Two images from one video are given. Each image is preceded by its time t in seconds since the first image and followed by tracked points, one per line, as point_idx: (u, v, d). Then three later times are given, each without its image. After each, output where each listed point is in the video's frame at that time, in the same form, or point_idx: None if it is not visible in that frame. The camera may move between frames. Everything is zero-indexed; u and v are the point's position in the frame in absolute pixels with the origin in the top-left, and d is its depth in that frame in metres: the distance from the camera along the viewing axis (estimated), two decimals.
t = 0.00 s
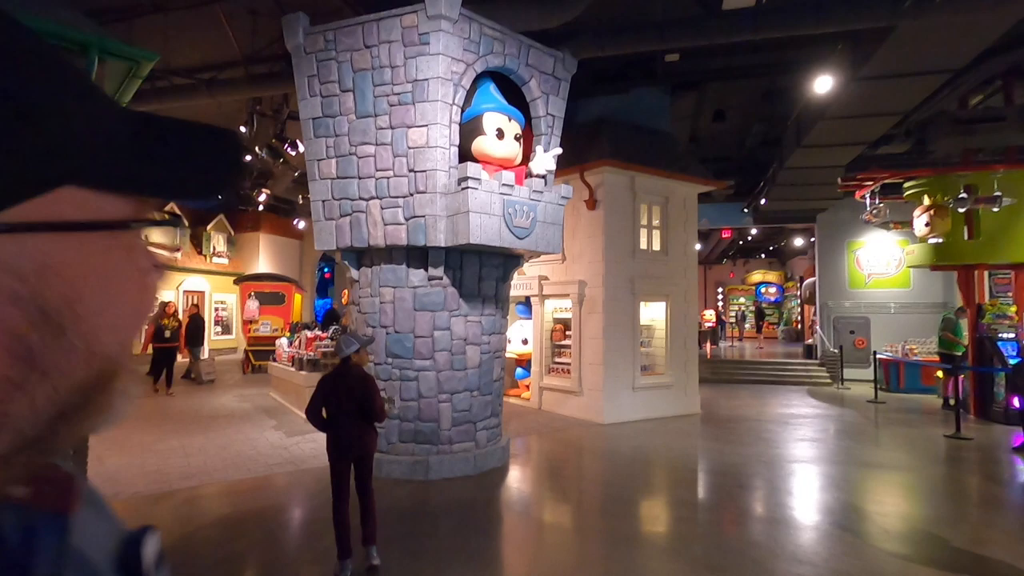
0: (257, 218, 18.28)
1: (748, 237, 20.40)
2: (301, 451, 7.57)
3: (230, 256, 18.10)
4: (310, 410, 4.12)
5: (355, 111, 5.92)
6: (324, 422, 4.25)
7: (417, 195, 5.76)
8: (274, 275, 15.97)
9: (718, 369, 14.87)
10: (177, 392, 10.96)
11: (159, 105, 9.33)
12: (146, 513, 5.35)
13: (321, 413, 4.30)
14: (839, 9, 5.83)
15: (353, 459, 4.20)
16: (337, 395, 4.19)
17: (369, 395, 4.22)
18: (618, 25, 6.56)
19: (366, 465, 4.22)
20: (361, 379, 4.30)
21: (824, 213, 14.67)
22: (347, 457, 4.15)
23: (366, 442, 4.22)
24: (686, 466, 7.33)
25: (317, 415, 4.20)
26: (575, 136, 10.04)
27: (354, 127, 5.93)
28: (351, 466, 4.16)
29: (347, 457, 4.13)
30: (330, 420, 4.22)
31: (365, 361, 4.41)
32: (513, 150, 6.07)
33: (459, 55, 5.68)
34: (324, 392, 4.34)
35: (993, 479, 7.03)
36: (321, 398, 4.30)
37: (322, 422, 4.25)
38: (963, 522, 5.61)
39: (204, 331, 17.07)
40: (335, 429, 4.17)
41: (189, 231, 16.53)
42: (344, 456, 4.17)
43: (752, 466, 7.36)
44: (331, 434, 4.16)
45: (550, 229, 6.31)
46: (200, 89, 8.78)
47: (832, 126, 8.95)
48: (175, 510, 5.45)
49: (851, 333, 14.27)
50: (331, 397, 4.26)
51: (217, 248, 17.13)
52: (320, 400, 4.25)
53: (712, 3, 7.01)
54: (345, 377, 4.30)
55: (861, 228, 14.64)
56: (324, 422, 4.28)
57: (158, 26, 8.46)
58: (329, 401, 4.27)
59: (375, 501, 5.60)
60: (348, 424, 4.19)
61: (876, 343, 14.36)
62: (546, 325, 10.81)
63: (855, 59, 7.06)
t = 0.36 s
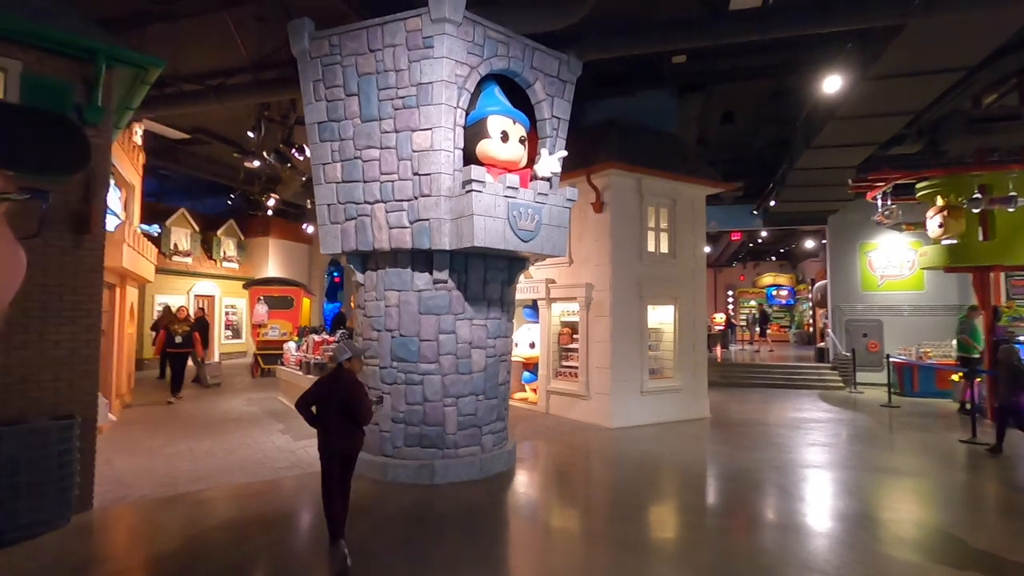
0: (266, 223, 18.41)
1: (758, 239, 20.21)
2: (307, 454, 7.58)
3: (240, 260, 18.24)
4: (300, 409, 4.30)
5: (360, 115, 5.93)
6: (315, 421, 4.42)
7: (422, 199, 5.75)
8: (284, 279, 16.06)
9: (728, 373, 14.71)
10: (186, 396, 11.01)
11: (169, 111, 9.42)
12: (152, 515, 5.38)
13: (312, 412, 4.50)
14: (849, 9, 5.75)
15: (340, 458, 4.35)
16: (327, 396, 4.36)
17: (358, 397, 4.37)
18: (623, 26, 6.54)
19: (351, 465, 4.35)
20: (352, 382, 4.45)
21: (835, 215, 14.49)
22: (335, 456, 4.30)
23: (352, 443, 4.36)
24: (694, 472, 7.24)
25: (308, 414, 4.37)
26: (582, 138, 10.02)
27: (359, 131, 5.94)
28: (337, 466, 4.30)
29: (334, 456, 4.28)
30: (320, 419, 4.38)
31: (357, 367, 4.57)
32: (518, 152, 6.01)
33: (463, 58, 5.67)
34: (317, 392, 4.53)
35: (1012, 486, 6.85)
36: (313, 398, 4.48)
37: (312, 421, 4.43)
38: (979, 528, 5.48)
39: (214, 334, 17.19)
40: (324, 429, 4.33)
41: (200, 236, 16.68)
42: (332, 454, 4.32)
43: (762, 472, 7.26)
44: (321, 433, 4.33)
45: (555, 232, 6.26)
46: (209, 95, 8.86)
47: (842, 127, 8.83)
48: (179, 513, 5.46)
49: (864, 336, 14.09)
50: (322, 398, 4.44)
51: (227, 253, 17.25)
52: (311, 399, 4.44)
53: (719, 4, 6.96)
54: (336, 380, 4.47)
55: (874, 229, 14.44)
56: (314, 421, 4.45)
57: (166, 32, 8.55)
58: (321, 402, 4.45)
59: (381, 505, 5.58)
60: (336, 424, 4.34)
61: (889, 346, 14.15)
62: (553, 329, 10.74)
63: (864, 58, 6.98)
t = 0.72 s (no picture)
0: (277, 228, 18.59)
1: (769, 243, 20.02)
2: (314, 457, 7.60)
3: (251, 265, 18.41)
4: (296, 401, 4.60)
5: (366, 121, 5.98)
6: (309, 411, 4.74)
7: (426, 203, 5.77)
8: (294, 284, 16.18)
9: (738, 377, 14.55)
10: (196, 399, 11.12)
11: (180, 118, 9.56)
12: (159, 516, 5.42)
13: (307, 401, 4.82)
14: (856, 10, 5.70)
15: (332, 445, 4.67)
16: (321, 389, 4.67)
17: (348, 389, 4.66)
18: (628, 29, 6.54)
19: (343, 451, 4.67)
20: (344, 382, 4.72)
21: (847, 217, 14.33)
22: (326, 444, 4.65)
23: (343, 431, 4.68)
24: (702, 477, 7.17)
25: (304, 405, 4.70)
26: (588, 142, 10.02)
27: (364, 135, 5.98)
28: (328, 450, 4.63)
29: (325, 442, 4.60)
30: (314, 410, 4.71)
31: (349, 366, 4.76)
32: (522, 156, 6.05)
33: (467, 63, 5.70)
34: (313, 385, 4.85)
35: None
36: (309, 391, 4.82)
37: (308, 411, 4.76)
38: (996, 536, 5.36)
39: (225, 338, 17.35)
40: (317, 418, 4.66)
41: (211, 241, 16.88)
42: (325, 442, 4.66)
43: (771, 477, 7.17)
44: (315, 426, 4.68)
45: (559, 235, 6.25)
46: (219, 102, 8.97)
47: (851, 129, 8.74)
48: (186, 514, 5.51)
49: (877, 340, 13.88)
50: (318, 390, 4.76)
51: (238, 257, 17.43)
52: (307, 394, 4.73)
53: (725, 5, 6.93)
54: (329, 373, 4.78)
55: (887, 232, 14.25)
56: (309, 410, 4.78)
57: (177, 41, 8.69)
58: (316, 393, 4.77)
59: (387, 508, 5.59)
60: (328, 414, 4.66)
61: (903, 351, 13.93)
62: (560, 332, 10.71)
63: (874, 60, 6.90)
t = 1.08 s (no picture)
0: (287, 232, 18.73)
1: (782, 244, 19.79)
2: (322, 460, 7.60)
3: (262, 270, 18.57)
4: (291, 405, 5.25)
5: (371, 124, 5.99)
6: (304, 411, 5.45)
7: (431, 205, 5.76)
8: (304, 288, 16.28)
9: (750, 380, 14.38)
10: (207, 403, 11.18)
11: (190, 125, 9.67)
12: (167, 519, 5.44)
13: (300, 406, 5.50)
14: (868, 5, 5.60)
15: (328, 438, 5.44)
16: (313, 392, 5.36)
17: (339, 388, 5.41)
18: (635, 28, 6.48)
19: (338, 442, 5.45)
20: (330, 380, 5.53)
21: (860, 217, 14.11)
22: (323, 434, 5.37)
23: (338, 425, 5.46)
24: (712, 481, 7.07)
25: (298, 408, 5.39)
26: (595, 143, 9.97)
27: (369, 139, 6.00)
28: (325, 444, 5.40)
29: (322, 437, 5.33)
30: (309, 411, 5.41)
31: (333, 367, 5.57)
32: (527, 157, 6.05)
33: (471, 65, 5.69)
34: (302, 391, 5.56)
35: None
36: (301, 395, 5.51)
37: (302, 412, 5.47)
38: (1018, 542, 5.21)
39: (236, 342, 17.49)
40: (312, 418, 5.37)
41: (223, 246, 17.04)
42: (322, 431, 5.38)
43: (783, 482, 7.05)
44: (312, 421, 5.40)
45: (565, 236, 6.19)
46: (228, 108, 9.04)
47: (864, 127, 8.61)
48: (195, 516, 5.54)
49: (893, 342, 13.62)
50: (310, 393, 5.47)
51: (249, 262, 17.55)
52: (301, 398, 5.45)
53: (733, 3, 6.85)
54: (318, 376, 5.50)
55: (902, 232, 14.00)
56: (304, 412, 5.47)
57: (187, 47, 8.79)
58: (308, 395, 5.48)
59: (394, 512, 5.56)
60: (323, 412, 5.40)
61: (919, 352, 13.67)
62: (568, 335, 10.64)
63: (885, 56, 6.79)
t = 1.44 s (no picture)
0: (298, 234, 18.79)
1: (796, 246, 19.50)
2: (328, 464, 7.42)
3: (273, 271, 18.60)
4: (297, 403, 5.19)
5: (379, 122, 5.90)
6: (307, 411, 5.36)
7: (440, 205, 5.66)
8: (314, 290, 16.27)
9: (764, 384, 14.12)
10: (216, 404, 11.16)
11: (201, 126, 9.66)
12: (174, 522, 5.36)
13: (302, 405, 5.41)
14: None
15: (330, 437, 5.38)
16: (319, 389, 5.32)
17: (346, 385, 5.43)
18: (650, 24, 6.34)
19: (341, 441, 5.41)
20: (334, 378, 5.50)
21: (877, 219, 13.82)
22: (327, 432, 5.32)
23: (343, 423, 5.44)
24: (727, 488, 6.88)
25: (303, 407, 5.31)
26: (607, 144, 9.84)
27: (377, 137, 5.91)
28: (329, 442, 5.34)
29: (328, 435, 5.28)
30: (313, 409, 5.35)
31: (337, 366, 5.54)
32: (538, 156, 5.93)
33: (481, 62, 5.59)
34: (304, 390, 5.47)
35: None
36: (303, 394, 5.44)
37: (305, 411, 5.39)
38: None
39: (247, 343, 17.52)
40: (316, 417, 5.33)
41: (234, 248, 17.09)
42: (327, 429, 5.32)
43: (801, 489, 6.85)
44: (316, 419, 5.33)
45: (577, 237, 6.05)
46: (238, 108, 9.02)
47: (884, 126, 8.40)
48: (200, 519, 5.45)
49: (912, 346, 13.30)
50: (313, 392, 5.41)
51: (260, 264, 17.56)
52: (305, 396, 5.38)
53: None
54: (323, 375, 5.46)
55: (920, 234, 13.69)
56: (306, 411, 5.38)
57: (198, 49, 8.78)
58: (311, 395, 5.42)
59: (403, 518, 5.43)
60: (329, 409, 5.37)
61: (939, 357, 13.34)
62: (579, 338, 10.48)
63: (908, 52, 6.59)
